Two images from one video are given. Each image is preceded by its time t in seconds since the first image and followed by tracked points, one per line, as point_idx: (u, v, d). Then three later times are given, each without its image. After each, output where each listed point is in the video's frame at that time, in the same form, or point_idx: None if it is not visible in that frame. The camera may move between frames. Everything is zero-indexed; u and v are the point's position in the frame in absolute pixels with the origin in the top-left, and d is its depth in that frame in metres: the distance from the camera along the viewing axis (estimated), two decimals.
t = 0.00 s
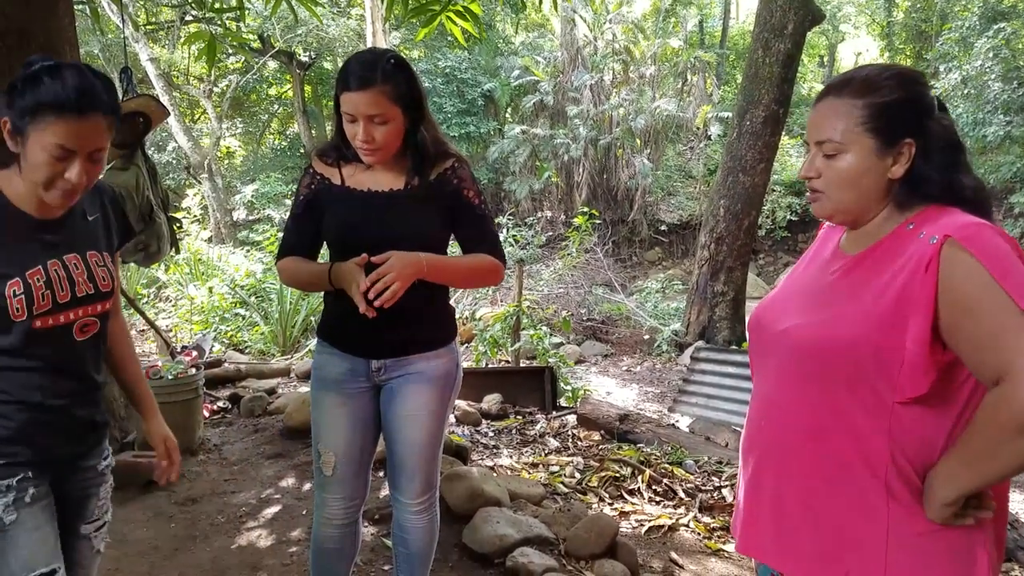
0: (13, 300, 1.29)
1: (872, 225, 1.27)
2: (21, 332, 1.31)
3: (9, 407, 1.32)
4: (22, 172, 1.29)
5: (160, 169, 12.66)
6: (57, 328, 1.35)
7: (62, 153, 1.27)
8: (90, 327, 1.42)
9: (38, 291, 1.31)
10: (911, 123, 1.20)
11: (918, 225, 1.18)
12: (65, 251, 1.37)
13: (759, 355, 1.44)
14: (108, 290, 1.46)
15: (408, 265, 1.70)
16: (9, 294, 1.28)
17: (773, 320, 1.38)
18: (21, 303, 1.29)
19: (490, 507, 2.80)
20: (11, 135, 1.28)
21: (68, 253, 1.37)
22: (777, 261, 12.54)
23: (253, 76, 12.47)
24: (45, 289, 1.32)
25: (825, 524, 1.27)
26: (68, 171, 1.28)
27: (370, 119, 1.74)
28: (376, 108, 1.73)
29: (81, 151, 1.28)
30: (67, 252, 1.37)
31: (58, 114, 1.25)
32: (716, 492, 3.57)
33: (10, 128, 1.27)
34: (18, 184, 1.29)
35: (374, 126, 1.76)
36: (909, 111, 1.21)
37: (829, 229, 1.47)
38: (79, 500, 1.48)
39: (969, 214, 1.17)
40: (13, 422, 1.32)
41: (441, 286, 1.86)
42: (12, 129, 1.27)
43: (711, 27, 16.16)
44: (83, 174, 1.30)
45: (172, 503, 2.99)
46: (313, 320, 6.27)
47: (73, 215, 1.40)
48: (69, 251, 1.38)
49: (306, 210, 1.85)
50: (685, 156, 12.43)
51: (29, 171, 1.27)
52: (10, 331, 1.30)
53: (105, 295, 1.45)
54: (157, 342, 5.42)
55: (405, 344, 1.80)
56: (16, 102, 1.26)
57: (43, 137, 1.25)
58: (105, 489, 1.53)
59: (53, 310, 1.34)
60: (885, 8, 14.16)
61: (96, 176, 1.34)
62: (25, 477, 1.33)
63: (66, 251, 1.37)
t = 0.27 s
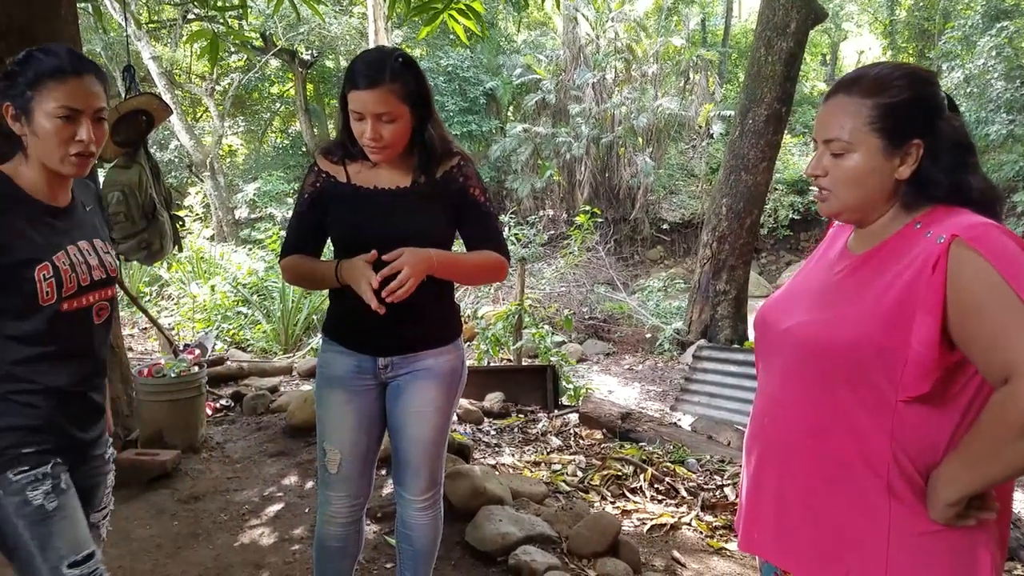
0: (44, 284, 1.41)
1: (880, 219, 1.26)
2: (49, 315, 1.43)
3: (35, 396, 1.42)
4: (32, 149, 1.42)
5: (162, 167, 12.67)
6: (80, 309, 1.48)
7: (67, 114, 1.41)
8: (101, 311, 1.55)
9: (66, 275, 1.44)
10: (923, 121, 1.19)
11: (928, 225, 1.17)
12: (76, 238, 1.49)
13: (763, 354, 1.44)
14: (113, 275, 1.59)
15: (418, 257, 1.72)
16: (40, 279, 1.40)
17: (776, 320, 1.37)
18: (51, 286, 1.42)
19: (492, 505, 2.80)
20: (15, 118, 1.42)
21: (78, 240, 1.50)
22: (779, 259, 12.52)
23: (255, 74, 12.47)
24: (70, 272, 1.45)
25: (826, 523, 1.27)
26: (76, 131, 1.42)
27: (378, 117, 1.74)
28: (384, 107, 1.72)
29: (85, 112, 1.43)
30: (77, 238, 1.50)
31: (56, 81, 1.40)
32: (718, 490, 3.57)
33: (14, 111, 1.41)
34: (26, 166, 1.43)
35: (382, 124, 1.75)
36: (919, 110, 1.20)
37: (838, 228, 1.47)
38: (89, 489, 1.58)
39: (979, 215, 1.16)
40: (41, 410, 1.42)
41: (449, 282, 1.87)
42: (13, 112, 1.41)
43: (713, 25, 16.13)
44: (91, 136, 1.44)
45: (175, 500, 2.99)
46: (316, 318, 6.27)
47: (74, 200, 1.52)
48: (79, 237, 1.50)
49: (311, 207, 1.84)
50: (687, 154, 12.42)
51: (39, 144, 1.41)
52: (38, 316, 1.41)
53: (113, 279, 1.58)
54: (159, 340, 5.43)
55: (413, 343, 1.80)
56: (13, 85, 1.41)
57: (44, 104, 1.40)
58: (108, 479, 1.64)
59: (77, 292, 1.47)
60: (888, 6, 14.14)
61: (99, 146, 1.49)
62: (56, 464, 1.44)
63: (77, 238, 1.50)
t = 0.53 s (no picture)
0: (64, 272, 1.40)
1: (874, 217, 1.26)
2: (69, 303, 1.41)
3: (58, 394, 1.40)
4: (29, 141, 1.41)
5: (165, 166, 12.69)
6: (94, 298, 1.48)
7: (58, 103, 1.42)
8: (107, 299, 1.54)
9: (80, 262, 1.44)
10: (921, 115, 1.18)
11: (926, 222, 1.17)
12: (79, 229, 1.48)
13: (766, 354, 1.44)
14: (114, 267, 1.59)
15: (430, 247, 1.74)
16: (60, 266, 1.39)
17: (779, 320, 1.37)
18: (71, 274, 1.41)
19: (495, 504, 2.80)
20: (6, 114, 1.41)
21: (81, 231, 1.49)
22: (781, 258, 12.51)
23: (258, 73, 12.47)
24: (83, 259, 1.45)
25: (828, 523, 1.27)
26: (69, 119, 1.43)
27: (388, 118, 1.74)
28: (394, 108, 1.73)
29: (76, 100, 1.44)
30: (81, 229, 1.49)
31: (43, 70, 1.42)
32: (720, 489, 3.57)
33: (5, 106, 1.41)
34: (23, 159, 1.41)
35: (394, 125, 1.75)
36: (930, 105, 1.18)
37: (845, 228, 1.46)
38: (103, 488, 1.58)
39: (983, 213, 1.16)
40: (64, 407, 1.41)
41: (451, 281, 1.87)
42: (5, 108, 1.41)
43: (716, 23, 16.11)
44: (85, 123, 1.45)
45: (178, 499, 3.00)
46: (318, 317, 6.27)
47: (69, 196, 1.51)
48: (82, 229, 1.50)
49: (315, 205, 1.83)
50: (689, 153, 12.41)
51: (34, 134, 1.40)
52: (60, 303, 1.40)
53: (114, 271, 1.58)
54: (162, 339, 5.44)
55: (411, 338, 1.80)
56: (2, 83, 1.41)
57: (35, 95, 1.40)
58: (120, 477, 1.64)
59: (92, 281, 1.46)
60: (890, 5, 14.12)
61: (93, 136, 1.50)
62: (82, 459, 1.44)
63: (80, 230, 1.49)
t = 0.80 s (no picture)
0: (68, 278, 1.39)
1: (874, 219, 1.25)
2: (74, 309, 1.41)
3: (65, 395, 1.40)
4: (39, 144, 1.40)
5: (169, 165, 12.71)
6: (100, 303, 1.47)
7: (66, 100, 1.40)
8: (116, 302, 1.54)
9: (86, 268, 1.43)
10: (922, 117, 1.19)
11: (917, 220, 1.17)
12: (87, 233, 1.48)
13: (765, 352, 1.44)
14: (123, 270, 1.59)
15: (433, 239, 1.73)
16: (64, 273, 1.38)
17: (775, 318, 1.37)
18: (75, 281, 1.40)
19: (498, 503, 2.80)
20: (13, 117, 1.40)
21: (89, 235, 1.49)
22: (784, 258, 12.50)
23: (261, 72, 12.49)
24: (89, 265, 1.44)
25: (824, 521, 1.27)
26: (78, 116, 1.42)
27: (398, 119, 1.74)
28: (403, 110, 1.73)
29: (83, 96, 1.43)
30: (89, 233, 1.49)
31: (49, 70, 1.40)
32: (723, 489, 3.57)
33: (13, 110, 1.39)
34: (32, 162, 1.41)
35: (403, 126, 1.75)
36: (926, 107, 1.19)
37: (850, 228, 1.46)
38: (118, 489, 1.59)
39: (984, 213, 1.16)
40: (69, 407, 1.41)
41: (455, 281, 1.87)
42: (12, 111, 1.39)
43: (719, 22, 16.09)
44: (94, 120, 1.45)
45: (182, 498, 3.01)
46: (321, 316, 6.28)
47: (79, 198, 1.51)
48: (90, 233, 1.50)
49: (321, 206, 1.83)
50: (693, 153, 12.40)
51: (44, 134, 1.39)
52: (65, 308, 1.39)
53: (123, 273, 1.58)
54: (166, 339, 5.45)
55: (418, 336, 1.80)
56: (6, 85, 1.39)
57: (43, 94, 1.39)
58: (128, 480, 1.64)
59: (98, 286, 1.46)
60: (895, 4, 14.07)
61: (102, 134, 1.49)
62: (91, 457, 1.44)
63: (87, 233, 1.49)
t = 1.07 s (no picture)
0: (92, 284, 1.34)
1: (874, 221, 1.26)
2: (98, 316, 1.36)
3: (94, 402, 1.36)
4: (62, 148, 1.35)
5: (171, 165, 12.72)
6: (126, 307, 1.42)
7: (92, 102, 1.36)
8: (142, 307, 1.48)
9: (110, 272, 1.37)
10: (923, 120, 1.20)
11: (912, 220, 1.18)
12: (110, 237, 1.42)
13: (762, 353, 1.44)
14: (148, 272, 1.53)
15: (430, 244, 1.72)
16: (87, 279, 1.33)
17: (771, 319, 1.38)
18: (99, 286, 1.35)
19: (499, 503, 2.80)
20: (34, 119, 1.34)
21: (112, 239, 1.43)
22: (787, 257, 12.48)
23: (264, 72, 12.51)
24: (113, 269, 1.38)
25: (821, 519, 1.26)
26: (104, 117, 1.37)
27: (401, 119, 1.74)
28: (406, 110, 1.73)
29: (108, 97, 1.39)
30: (113, 237, 1.43)
31: (71, 71, 1.36)
32: (726, 489, 3.57)
33: (35, 112, 1.33)
34: (53, 166, 1.36)
35: (406, 127, 1.75)
36: (923, 109, 1.20)
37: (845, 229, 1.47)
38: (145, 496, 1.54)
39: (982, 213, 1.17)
40: (97, 415, 1.36)
41: (457, 282, 1.87)
42: (33, 112, 1.33)
43: (722, 21, 16.07)
44: (119, 121, 1.41)
45: (185, 498, 3.01)
46: (324, 316, 6.29)
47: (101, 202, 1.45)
48: (114, 236, 1.43)
49: (323, 206, 1.84)
50: (695, 152, 12.38)
51: (69, 138, 1.34)
52: (86, 315, 1.34)
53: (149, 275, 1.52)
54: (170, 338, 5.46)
55: (423, 336, 1.80)
56: (24, 87, 1.34)
57: (68, 96, 1.34)
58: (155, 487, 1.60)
59: (122, 291, 1.40)
60: (898, 3, 14.06)
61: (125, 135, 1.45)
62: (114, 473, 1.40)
63: (111, 237, 1.42)
